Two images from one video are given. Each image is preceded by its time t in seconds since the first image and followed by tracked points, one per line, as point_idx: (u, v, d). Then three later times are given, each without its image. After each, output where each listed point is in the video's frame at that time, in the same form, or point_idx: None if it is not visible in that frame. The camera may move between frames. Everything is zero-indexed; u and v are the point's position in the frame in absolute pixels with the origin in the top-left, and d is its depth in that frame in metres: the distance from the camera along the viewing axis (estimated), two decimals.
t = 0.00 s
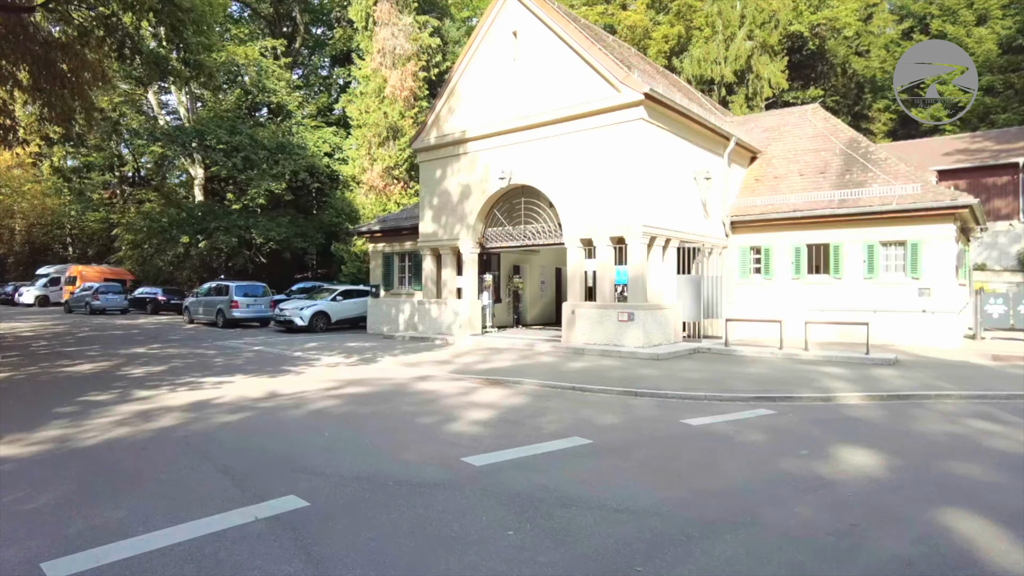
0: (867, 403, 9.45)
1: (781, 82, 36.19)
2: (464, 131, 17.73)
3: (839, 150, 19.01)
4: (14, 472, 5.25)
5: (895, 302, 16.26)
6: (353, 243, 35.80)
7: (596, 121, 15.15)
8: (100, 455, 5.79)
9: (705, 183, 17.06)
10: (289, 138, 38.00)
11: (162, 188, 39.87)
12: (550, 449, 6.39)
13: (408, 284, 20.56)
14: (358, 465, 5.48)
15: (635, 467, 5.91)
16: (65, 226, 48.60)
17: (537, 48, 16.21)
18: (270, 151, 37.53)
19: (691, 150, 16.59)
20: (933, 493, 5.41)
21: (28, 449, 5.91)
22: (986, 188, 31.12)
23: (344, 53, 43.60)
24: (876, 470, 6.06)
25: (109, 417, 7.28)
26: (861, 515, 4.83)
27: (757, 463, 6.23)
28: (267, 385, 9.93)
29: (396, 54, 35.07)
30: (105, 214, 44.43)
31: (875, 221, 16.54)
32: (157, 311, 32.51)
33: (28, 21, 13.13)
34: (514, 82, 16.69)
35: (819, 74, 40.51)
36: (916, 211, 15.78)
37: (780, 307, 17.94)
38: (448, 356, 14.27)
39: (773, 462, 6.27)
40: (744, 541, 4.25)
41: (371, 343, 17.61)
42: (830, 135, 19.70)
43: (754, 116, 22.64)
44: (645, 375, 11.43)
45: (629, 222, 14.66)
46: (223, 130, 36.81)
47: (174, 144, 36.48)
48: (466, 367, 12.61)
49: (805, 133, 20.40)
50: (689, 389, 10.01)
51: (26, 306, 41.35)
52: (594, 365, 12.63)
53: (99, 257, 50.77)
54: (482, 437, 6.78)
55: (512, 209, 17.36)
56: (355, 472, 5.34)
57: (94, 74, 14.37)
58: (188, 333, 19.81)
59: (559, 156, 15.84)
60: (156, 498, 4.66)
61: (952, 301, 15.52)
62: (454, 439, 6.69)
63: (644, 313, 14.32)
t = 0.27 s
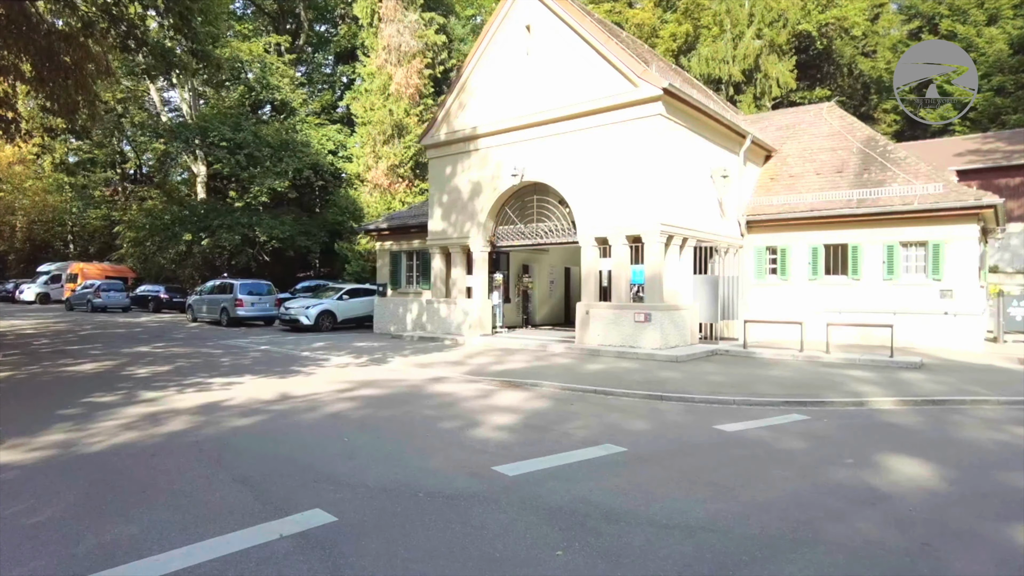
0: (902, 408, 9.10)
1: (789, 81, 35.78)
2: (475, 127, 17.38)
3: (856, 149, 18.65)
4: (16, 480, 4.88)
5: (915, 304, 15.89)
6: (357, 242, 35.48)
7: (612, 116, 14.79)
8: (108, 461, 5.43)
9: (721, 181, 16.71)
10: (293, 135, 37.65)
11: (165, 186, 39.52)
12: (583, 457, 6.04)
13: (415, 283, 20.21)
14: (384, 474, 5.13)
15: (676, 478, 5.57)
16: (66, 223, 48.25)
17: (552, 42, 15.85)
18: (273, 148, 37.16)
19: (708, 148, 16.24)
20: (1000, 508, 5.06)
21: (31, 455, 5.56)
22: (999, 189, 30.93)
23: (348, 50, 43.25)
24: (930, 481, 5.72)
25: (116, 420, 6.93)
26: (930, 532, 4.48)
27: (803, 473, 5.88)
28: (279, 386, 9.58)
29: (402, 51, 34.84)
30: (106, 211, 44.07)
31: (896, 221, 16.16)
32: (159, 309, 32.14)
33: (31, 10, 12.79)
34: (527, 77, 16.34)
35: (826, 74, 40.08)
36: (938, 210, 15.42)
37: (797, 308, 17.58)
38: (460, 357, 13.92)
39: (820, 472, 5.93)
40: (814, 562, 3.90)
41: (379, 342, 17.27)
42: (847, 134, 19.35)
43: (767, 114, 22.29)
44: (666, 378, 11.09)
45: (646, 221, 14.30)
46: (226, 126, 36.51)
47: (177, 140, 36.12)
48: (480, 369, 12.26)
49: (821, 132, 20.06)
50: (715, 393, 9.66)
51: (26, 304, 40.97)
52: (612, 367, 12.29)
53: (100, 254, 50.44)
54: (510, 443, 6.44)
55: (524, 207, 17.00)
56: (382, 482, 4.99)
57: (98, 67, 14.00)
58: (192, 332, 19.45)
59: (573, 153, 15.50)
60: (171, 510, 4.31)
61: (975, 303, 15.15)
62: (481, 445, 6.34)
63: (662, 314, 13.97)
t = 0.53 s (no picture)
0: (932, 418, 8.84)
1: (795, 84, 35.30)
2: (484, 127, 17.14)
3: (871, 151, 18.40)
4: (20, 497, 4.62)
5: (933, 309, 15.62)
6: (361, 244, 35.24)
7: (626, 117, 14.54)
8: (118, 475, 5.18)
9: (735, 184, 16.44)
10: (297, 136, 37.43)
11: (168, 186, 39.30)
12: (612, 472, 5.79)
13: (422, 286, 19.95)
14: (408, 492, 4.87)
15: (713, 495, 5.31)
16: (68, 223, 48.06)
17: (564, 42, 15.61)
18: (277, 148, 36.96)
19: (722, 150, 16.00)
20: None
21: (35, 469, 5.29)
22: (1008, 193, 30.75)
23: (352, 51, 43.03)
24: (978, 498, 5.46)
25: (124, 430, 6.67)
26: (992, 556, 4.22)
27: (844, 488, 5.61)
28: (289, 392, 9.33)
29: (407, 52, 34.74)
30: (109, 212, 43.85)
31: (913, 225, 15.89)
32: (161, 311, 31.88)
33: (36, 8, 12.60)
34: (539, 78, 16.10)
35: (830, 77, 39.58)
36: (957, 214, 15.14)
37: (811, 312, 17.33)
38: (471, 361, 13.66)
39: (861, 488, 5.67)
40: None
41: (387, 346, 17.01)
42: (861, 136, 19.10)
43: (779, 116, 22.05)
44: (685, 386, 10.82)
45: (660, 223, 14.05)
46: (230, 127, 36.34)
47: (180, 141, 35.90)
48: (493, 374, 12.00)
49: (834, 134, 19.81)
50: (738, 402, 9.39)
51: (28, 304, 40.74)
52: (627, 373, 12.03)
53: (102, 255, 50.25)
54: (535, 456, 6.18)
55: (534, 209, 16.75)
56: (407, 498, 4.73)
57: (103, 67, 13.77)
58: (197, 334, 19.19)
59: (585, 155, 15.24)
60: (187, 531, 4.05)
61: (994, 308, 14.87)
62: (505, 458, 6.07)
63: (677, 319, 13.71)
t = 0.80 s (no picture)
0: (969, 422, 8.51)
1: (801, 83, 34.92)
2: (494, 125, 16.81)
3: (887, 149, 18.08)
4: (22, 513, 4.29)
5: (953, 310, 15.26)
6: (365, 245, 34.91)
7: (641, 114, 14.23)
8: (126, 487, 4.85)
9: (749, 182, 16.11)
10: (300, 136, 37.10)
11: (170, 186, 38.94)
12: (649, 483, 5.46)
13: (430, 287, 19.62)
14: (439, 507, 4.53)
15: (760, 508, 4.99)
16: (69, 224, 47.72)
17: (576, 37, 15.28)
18: (280, 149, 36.65)
19: (737, 147, 15.70)
20: None
21: (37, 480, 4.95)
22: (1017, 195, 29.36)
23: (355, 51, 42.70)
24: None
25: (131, 437, 6.33)
26: None
27: (899, 499, 5.29)
28: (300, 397, 8.99)
29: (411, 52, 34.49)
30: (110, 213, 43.49)
31: (932, 224, 15.55)
32: (163, 312, 31.52)
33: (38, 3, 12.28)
34: (550, 74, 15.78)
35: (835, 77, 39.16)
36: (978, 212, 14.79)
37: (827, 313, 16.99)
38: (483, 364, 13.32)
39: (915, 498, 5.34)
40: None
41: (395, 348, 16.67)
42: (876, 134, 18.79)
43: (791, 115, 21.73)
44: (706, 390, 10.49)
45: (676, 222, 13.72)
46: (232, 126, 36.10)
47: (182, 141, 35.58)
48: (507, 377, 11.66)
49: (848, 132, 19.49)
50: (766, 406, 9.05)
51: (28, 306, 40.38)
52: (645, 377, 11.69)
53: (103, 256, 49.91)
54: (566, 465, 5.84)
55: (545, 208, 16.42)
56: (438, 514, 4.39)
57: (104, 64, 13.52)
58: (200, 336, 18.84)
59: (599, 152, 14.91)
60: (205, 552, 3.72)
61: (1018, 309, 14.51)
62: (535, 469, 5.74)
63: (694, 320, 13.38)
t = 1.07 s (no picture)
0: (1004, 429, 8.24)
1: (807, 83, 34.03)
2: (504, 124, 16.54)
3: (902, 148, 17.82)
4: (31, 537, 4.00)
5: (973, 312, 14.99)
6: (368, 245, 34.67)
7: (656, 112, 13.98)
8: (139, 507, 4.55)
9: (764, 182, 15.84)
10: (303, 135, 36.81)
11: (172, 186, 38.66)
12: (690, 500, 5.19)
13: (438, 288, 19.35)
14: (475, 528, 4.26)
15: (812, 527, 4.71)
16: (70, 225, 47.44)
17: (588, 34, 15.01)
18: (283, 148, 36.37)
19: (752, 146, 15.44)
20: None
21: (45, 499, 4.66)
22: None
23: (357, 50, 42.38)
24: None
25: (141, 450, 6.04)
26: None
27: (955, 516, 5.01)
28: (313, 404, 8.71)
29: (414, 51, 34.20)
30: (111, 213, 43.20)
31: (951, 224, 15.28)
32: (166, 314, 31.24)
33: None
34: (562, 72, 15.50)
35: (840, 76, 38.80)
36: (998, 213, 14.52)
37: (842, 315, 16.72)
38: (496, 368, 13.05)
39: (971, 514, 5.07)
40: None
41: (403, 351, 16.40)
42: (890, 133, 18.53)
43: (802, 113, 21.46)
44: (728, 395, 10.24)
45: (692, 222, 13.46)
46: (235, 126, 35.87)
47: (184, 140, 35.28)
48: (522, 381, 11.38)
49: (862, 131, 19.23)
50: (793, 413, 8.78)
51: (29, 307, 40.08)
52: (663, 381, 11.44)
53: (104, 257, 49.63)
54: (600, 480, 5.56)
55: (556, 208, 16.15)
56: (476, 537, 4.11)
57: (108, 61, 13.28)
58: (205, 338, 18.57)
59: (612, 151, 14.65)
60: None
61: None
62: (567, 484, 5.46)
63: (711, 323, 13.13)
